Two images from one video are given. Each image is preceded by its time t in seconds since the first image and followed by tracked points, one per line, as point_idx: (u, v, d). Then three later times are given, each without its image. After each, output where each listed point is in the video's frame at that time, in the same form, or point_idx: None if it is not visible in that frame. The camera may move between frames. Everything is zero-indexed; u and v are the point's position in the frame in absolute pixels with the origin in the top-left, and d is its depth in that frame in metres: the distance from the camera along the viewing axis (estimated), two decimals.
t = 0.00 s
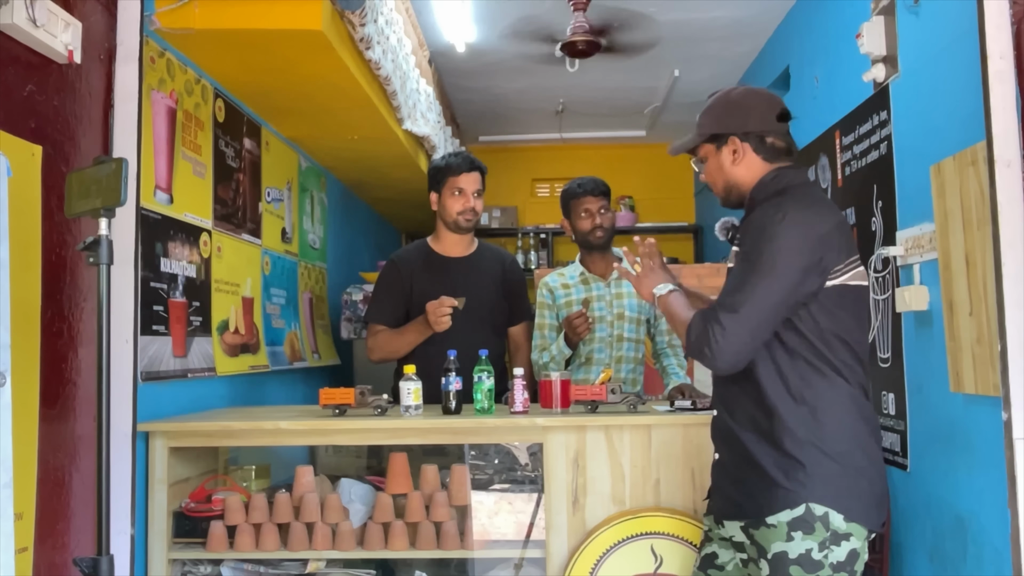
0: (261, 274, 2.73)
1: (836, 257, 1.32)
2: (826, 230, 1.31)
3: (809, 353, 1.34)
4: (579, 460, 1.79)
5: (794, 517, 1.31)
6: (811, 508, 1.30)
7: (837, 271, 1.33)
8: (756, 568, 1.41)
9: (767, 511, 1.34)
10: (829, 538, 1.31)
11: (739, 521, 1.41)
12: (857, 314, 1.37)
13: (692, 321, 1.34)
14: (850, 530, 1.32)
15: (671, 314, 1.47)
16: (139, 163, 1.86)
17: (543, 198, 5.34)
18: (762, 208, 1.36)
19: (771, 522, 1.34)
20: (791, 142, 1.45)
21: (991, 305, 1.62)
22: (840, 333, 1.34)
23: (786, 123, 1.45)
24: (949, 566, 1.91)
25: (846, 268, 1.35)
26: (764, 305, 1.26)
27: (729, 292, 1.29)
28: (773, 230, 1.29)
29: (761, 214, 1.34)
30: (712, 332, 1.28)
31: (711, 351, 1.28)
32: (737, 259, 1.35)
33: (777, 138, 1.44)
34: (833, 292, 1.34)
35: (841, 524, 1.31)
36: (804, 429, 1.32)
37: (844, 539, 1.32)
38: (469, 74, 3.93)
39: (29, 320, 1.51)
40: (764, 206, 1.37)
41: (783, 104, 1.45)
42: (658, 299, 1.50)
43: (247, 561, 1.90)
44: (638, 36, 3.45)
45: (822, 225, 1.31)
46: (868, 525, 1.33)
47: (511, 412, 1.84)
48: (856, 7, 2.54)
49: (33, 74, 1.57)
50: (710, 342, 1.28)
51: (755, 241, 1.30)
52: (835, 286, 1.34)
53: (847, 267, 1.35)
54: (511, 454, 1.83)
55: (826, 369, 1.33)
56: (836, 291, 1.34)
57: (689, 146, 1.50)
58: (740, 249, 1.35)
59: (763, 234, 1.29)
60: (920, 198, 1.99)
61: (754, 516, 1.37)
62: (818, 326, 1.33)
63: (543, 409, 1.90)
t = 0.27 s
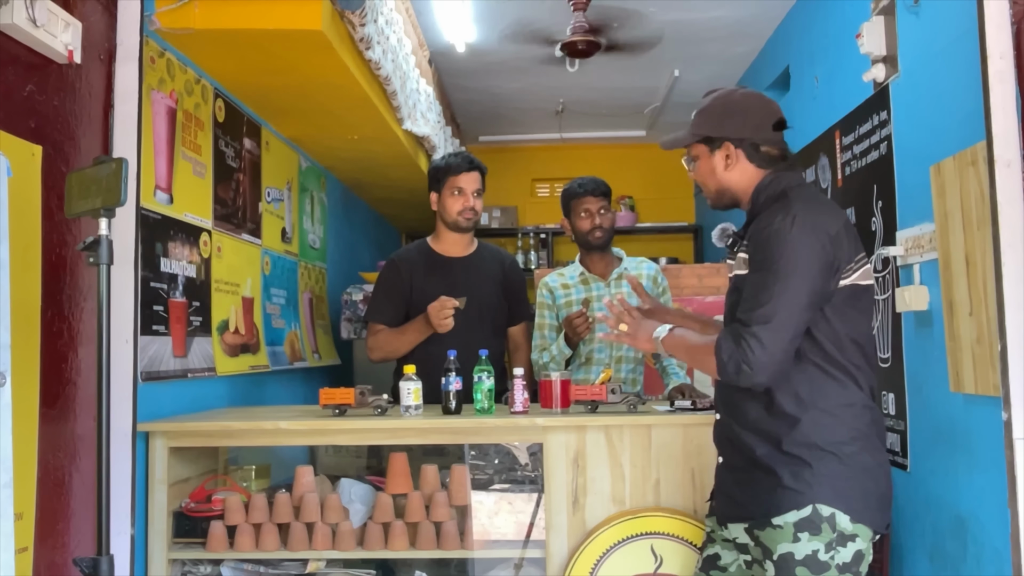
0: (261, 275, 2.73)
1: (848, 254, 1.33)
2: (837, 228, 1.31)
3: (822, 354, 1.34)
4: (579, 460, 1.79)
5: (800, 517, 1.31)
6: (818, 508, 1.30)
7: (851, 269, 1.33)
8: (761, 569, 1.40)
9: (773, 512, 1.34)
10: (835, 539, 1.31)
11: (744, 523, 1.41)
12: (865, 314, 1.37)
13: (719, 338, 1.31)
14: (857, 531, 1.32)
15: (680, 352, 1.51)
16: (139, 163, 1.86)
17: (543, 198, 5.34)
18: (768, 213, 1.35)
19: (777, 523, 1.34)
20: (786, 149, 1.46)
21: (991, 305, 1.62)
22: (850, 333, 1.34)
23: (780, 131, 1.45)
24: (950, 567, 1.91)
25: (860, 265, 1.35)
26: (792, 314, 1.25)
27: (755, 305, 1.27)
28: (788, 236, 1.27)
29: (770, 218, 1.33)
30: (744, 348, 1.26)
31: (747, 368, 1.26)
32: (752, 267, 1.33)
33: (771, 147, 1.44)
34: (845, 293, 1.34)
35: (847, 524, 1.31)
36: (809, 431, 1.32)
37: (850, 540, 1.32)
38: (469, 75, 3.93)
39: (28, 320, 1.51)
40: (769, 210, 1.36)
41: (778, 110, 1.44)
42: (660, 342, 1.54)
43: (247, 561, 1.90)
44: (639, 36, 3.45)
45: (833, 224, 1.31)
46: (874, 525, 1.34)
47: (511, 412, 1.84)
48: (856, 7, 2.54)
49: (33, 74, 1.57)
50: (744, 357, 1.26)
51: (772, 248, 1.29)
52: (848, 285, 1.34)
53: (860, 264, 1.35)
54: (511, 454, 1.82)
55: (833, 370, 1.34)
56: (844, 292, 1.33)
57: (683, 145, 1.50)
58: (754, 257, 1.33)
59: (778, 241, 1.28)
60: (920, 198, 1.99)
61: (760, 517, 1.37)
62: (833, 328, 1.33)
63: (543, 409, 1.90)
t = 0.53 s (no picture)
0: (261, 275, 2.73)
1: (843, 253, 1.33)
2: (832, 227, 1.31)
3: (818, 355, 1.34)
4: (579, 461, 1.79)
5: (796, 518, 1.31)
6: (814, 509, 1.30)
7: (845, 268, 1.34)
8: (758, 570, 1.41)
9: (768, 514, 1.34)
10: (832, 539, 1.31)
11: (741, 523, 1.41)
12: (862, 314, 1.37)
13: (716, 339, 1.31)
14: (853, 530, 1.32)
15: (676, 339, 1.51)
16: (139, 163, 1.86)
17: (543, 198, 5.34)
18: (763, 211, 1.35)
19: (773, 524, 1.34)
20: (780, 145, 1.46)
21: (991, 305, 1.62)
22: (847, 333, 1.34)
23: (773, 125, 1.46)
24: (949, 567, 1.90)
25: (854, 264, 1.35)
26: (789, 314, 1.25)
27: (752, 305, 1.27)
28: (784, 235, 1.27)
29: (766, 217, 1.33)
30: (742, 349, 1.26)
31: (744, 368, 1.26)
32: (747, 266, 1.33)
33: (766, 141, 1.44)
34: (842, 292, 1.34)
35: (843, 524, 1.31)
36: (806, 431, 1.32)
37: (847, 539, 1.32)
38: (469, 74, 3.93)
39: (28, 320, 1.51)
40: (765, 208, 1.36)
41: (771, 105, 1.46)
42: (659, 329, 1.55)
43: (247, 561, 1.90)
44: (639, 36, 3.45)
45: (828, 223, 1.31)
46: (870, 525, 1.34)
47: (511, 412, 1.84)
48: (856, 7, 2.54)
49: (33, 74, 1.57)
50: (743, 359, 1.26)
51: (767, 247, 1.28)
52: (843, 285, 1.34)
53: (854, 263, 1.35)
54: (511, 454, 1.82)
55: (829, 370, 1.34)
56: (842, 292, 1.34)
57: (677, 144, 1.50)
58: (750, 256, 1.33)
59: (774, 240, 1.28)
60: (920, 198, 1.99)
61: (756, 518, 1.37)
62: (829, 328, 1.33)
63: (543, 409, 1.90)
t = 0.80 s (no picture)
0: (261, 275, 2.73)
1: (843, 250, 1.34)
2: (831, 224, 1.33)
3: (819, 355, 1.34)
4: (579, 461, 1.79)
5: (792, 519, 1.31)
6: (810, 509, 1.30)
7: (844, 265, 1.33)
8: (755, 571, 1.41)
9: (764, 514, 1.34)
10: (828, 539, 1.31)
11: (737, 524, 1.41)
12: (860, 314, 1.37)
13: (740, 350, 1.27)
14: (849, 530, 1.32)
15: (693, 373, 1.34)
16: (139, 163, 1.86)
17: (543, 198, 5.34)
18: (762, 213, 1.35)
19: (770, 525, 1.34)
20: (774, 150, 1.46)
21: (991, 304, 1.62)
22: (847, 332, 1.34)
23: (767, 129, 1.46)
24: (949, 567, 1.91)
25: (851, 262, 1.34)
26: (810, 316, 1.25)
27: (775, 309, 1.25)
28: (792, 235, 1.27)
29: (764, 218, 1.33)
30: (770, 354, 1.24)
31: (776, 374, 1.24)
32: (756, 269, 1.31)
33: (761, 145, 1.44)
34: (840, 292, 1.34)
35: (839, 524, 1.31)
36: (804, 431, 1.32)
37: (843, 539, 1.32)
38: (469, 75, 3.92)
39: (28, 320, 1.51)
40: (762, 210, 1.36)
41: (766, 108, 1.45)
42: (671, 372, 1.37)
43: (247, 561, 1.90)
44: (638, 36, 3.45)
45: (828, 220, 1.33)
46: (866, 525, 1.34)
47: (511, 412, 1.84)
48: (856, 7, 2.54)
49: (33, 73, 1.57)
50: (771, 363, 1.24)
51: (779, 249, 1.27)
52: (840, 284, 1.34)
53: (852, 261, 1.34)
54: (511, 454, 1.82)
55: (827, 370, 1.34)
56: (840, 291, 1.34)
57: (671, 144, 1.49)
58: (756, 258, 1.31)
59: (785, 241, 1.27)
60: (920, 198, 1.99)
61: (752, 519, 1.37)
62: (829, 326, 1.33)
63: (543, 409, 1.89)
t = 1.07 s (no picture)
0: (261, 275, 2.73)
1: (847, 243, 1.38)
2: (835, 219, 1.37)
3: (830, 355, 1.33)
4: (579, 461, 1.79)
5: (798, 520, 1.31)
6: (815, 510, 1.31)
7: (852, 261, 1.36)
8: (757, 574, 1.40)
9: (770, 515, 1.34)
10: (834, 540, 1.31)
11: (741, 525, 1.41)
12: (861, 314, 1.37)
13: (796, 359, 1.23)
14: (854, 531, 1.32)
15: (746, 414, 1.25)
16: (139, 163, 1.86)
17: (543, 198, 5.34)
18: (771, 215, 1.34)
19: (775, 526, 1.34)
20: (766, 150, 1.46)
21: (991, 304, 1.62)
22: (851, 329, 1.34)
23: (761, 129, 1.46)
24: (949, 567, 1.91)
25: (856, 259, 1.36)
26: (852, 311, 1.25)
27: (821, 309, 1.24)
28: (816, 233, 1.28)
29: (778, 218, 1.32)
30: (827, 356, 1.22)
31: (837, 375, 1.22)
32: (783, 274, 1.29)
33: (750, 143, 1.45)
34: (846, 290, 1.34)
35: (844, 525, 1.31)
36: (807, 432, 1.32)
37: (848, 540, 1.32)
38: (469, 74, 3.92)
39: (29, 320, 1.51)
40: (767, 211, 1.36)
41: (761, 109, 1.46)
42: (717, 425, 1.29)
43: (247, 561, 1.91)
44: (638, 36, 3.44)
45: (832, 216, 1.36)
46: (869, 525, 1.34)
47: (511, 412, 1.84)
48: (856, 7, 2.54)
49: (33, 73, 1.57)
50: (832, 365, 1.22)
51: (809, 248, 1.27)
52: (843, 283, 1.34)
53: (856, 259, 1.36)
54: (511, 454, 1.82)
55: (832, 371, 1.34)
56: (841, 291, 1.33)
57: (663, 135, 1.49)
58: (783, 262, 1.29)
59: (814, 239, 1.27)
60: (920, 198, 1.99)
61: (757, 520, 1.37)
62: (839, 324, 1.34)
63: (543, 409, 1.89)
